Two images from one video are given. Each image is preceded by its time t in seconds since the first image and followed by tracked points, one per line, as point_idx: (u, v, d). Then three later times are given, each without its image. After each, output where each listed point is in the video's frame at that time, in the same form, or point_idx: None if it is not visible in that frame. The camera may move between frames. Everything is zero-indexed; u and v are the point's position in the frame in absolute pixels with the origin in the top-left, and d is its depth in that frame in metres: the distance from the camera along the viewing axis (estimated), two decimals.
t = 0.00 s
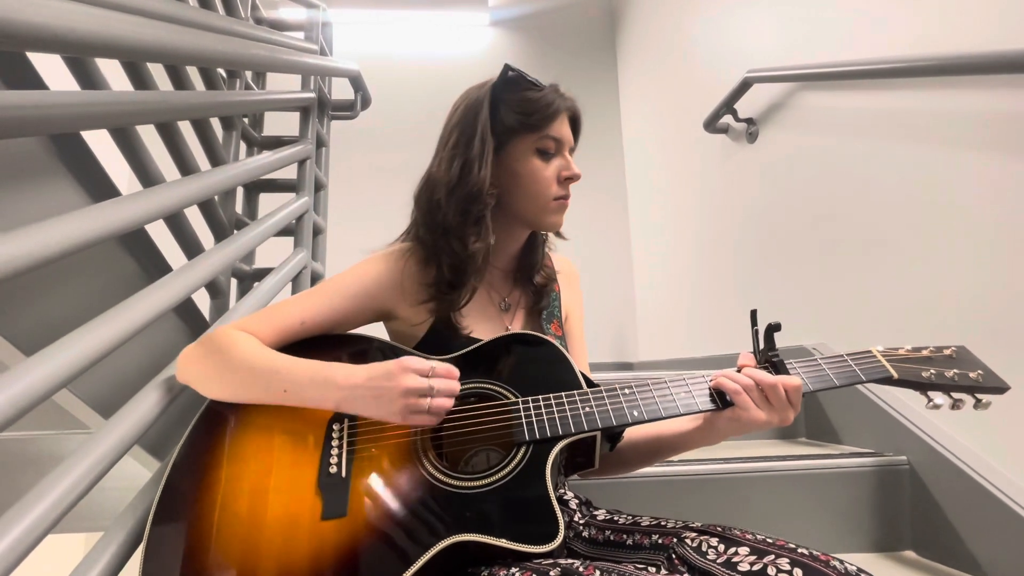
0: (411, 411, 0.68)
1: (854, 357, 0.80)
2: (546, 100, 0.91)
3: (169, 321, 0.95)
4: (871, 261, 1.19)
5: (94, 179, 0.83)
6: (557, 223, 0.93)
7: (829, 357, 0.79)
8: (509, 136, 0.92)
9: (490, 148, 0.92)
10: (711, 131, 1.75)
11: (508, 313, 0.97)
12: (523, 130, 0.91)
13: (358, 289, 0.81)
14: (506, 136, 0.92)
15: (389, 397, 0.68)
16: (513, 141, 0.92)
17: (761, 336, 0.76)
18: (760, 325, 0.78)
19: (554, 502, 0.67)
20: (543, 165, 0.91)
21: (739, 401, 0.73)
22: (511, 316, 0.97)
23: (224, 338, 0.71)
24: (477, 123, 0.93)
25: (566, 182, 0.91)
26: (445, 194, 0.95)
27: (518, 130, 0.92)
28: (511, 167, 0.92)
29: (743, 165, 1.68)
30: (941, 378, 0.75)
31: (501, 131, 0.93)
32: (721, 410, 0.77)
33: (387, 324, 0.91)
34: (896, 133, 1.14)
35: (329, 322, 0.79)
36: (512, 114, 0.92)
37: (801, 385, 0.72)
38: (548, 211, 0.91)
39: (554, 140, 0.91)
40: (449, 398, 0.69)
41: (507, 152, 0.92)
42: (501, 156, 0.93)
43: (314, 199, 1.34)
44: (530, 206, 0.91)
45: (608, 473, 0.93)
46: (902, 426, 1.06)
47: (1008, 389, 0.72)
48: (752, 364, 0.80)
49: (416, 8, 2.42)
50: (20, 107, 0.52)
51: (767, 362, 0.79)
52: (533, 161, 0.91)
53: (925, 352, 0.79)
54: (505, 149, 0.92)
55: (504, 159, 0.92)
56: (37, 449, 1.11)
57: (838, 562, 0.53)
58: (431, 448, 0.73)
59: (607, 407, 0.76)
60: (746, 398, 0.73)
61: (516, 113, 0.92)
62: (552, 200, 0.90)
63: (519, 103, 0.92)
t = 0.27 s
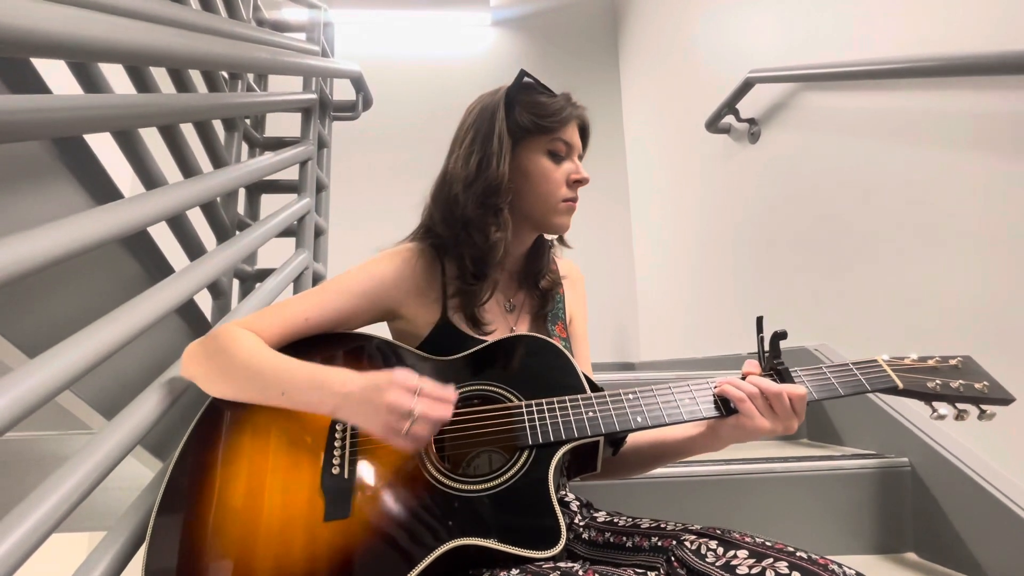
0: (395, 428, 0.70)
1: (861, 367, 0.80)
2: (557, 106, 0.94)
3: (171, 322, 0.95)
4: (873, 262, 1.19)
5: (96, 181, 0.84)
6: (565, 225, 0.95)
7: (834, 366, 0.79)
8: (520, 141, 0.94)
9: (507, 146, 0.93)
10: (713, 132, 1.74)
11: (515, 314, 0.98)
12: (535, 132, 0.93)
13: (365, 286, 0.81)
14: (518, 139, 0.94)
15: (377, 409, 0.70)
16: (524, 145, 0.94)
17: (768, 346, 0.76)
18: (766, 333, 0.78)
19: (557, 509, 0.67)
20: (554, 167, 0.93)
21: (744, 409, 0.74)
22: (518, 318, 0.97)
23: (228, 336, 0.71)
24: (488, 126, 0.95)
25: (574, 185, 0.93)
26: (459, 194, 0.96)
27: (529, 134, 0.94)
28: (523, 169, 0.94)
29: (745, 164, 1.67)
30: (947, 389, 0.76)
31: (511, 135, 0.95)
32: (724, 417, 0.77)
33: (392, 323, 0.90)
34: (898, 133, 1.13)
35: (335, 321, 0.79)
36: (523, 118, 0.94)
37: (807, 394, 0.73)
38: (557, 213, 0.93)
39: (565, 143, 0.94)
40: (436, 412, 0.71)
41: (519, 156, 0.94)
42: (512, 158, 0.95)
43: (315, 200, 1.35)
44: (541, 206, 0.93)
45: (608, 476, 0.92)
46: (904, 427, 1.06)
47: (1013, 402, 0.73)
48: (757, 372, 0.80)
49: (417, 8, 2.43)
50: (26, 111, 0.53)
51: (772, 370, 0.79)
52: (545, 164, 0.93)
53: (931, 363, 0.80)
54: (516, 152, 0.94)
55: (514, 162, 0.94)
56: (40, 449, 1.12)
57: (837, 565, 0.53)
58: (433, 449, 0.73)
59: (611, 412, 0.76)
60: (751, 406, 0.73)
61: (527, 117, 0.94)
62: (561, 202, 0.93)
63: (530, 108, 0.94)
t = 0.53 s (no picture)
0: (400, 434, 0.69)
1: (855, 366, 0.80)
2: (551, 112, 0.95)
3: (175, 322, 0.96)
4: (872, 263, 1.19)
5: (102, 184, 0.85)
6: (562, 227, 0.96)
7: (829, 366, 0.80)
8: (515, 147, 0.95)
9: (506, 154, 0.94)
10: (713, 133, 1.75)
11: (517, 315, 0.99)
12: (530, 137, 0.95)
13: (364, 286, 0.82)
14: (513, 145, 0.96)
15: (374, 415, 0.69)
16: (520, 151, 0.95)
17: (763, 345, 0.76)
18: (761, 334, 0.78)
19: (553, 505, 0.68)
20: (549, 171, 0.94)
21: (738, 410, 0.74)
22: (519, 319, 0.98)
23: (227, 339, 0.72)
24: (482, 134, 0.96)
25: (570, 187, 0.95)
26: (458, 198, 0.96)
27: (524, 141, 0.95)
28: (519, 173, 0.95)
29: (745, 166, 1.68)
30: (941, 389, 0.76)
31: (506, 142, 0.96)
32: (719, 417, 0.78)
33: (391, 325, 0.91)
34: (896, 135, 1.14)
35: (335, 321, 0.80)
36: (517, 125, 0.95)
37: (801, 395, 0.74)
38: (554, 216, 0.95)
39: (558, 147, 0.95)
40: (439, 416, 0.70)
41: (514, 161, 0.95)
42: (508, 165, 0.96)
43: (317, 201, 1.36)
44: (539, 210, 0.94)
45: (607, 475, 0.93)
46: (902, 428, 1.06)
47: (1007, 400, 0.73)
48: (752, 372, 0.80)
49: (419, 9, 2.44)
50: (23, 119, 0.54)
51: (767, 369, 0.79)
52: (541, 168, 0.94)
53: (926, 363, 0.80)
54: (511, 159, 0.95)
55: (510, 168, 0.95)
56: (48, 448, 1.13)
57: (828, 563, 0.53)
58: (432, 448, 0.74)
59: (607, 411, 0.77)
60: (744, 406, 0.74)
61: (521, 124, 0.95)
62: (558, 205, 0.94)
63: (524, 114, 0.95)
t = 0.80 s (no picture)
0: (379, 443, 0.68)
1: (843, 361, 0.81)
2: (532, 115, 0.94)
3: (179, 323, 0.98)
4: (870, 263, 1.20)
5: (108, 187, 0.87)
6: (551, 230, 0.96)
7: (817, 361, 0.81)
8: (498, 154, 0.95)
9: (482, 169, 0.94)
10: (713, 134, 1.76)
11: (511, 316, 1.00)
12: (513, 142, 0.94)
13: (357, 288, 0.84)
14: (497, 151, 0.95)
15: (357, 418, 0.68)
16: (504, 157, 0.95)
17: (752, 341, 0.77)
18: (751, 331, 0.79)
19: (546, 503, 0.69)
20: (534, 175, 0.93)
21: (728, 406, 0.75)
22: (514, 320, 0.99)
23: (224, 341, 0.73)
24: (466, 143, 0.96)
25: (557, 190, 0.94)
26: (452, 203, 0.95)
27: (507, 147, 0.94)
28: (504, 180, 0.95)
29: (745, 167, 1.68)
30: (927, 382, 0.77)
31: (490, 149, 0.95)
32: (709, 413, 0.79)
33: (385, 325, 0.93)
34: (894, 136, 1.14)
35: (332, 321, 0.82)
36: (500, 131, 0.95)
37: (789, 390, 0.74)
38: (542, 220, 0.94)
39: (542, 151, 0.94)
40: (422, 436, 0.68)
41: (498, 168, 0.95)
42: (492, 172, 0.95)
43: (319, 203, 1.37)
44: (525, 215, 0.94)
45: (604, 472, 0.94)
46: (898, 428, 1.07)
47: (993, 392, 0.74)
48: (742, 368, 0.81)
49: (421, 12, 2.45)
50: (29, 124, 0.56)
51: (756, 366, 0.80)
52: (525, 174, 0.93)
53: (913, 357, 0.81)
54: (495, 165, 0.95)
55: (495, 175, 0.95)
56: (55, 447, 1.15)
57: (817, 558, 0.54)
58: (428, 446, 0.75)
59: (599, 408, 0.77)
60: (734, 403, 0.75)
61: (504, 130, 0.94)
62: (546, 208, 0.93)
63: (506, 119, 0.94)
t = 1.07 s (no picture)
0: (368, 407, 0.68)
1: (840, 349, 0.81)
2: (511, 119, 0.91)
3: (183, 325, 0.99)
4: (869, 264, 1.20)
5: (113, 192, 0.88)
6: (541, 233, 0.94)
7: (814, 349, 0.80)
8: (479, 160, 0.93)
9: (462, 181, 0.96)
10: (714, 135, 1.76)
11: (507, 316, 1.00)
12: (495, 148, 0.91)
13: (352, 291, 0.86)
14: (478, 158, 0.93)
15: (350, 390, 0.69)
16: (485, 163, 0.93)
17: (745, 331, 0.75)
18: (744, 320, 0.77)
19: (540, 500, 0.69)
20: (518, 181, 0.91)
21: (721, 397, 0.73)
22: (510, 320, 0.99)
23: (225, 344, 0.75)
24: (446, 154, 0.96)
25: (545, 192, 0.92)
26: (444, 205, 0.96)
27: (488, 153, 0.92)
28: (488, 187, 0.93)
29: (745, 168, 1.68)
30: (927, 365, 0.76)
31: (472, 156, 0.94)
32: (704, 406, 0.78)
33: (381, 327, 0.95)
34: (893, 137, 1.14)
35: (331, 323, 0.85)
36: (481, 137, 0.93)
37: (784, 378, 0.72)
38: (531, 224, 0.93)
39: (526, 154, 0.91)
40: (406, 394, 0.67)
41: (481, 175, 0.93)
42: (476, 180, 0.94)
43: (321, 206, 1.38)
44: (511, 220, 0.93)
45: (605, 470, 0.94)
46: (897, 429, 1.07)
47: (998, 373, 0.72)
48: (737, 359, 0.80)
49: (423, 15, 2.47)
50: (29, 130, 0.57)
51: (751, 355, 0.78)
52: (507, 180, 0.91)
53: (913, 341, 0.80)
54: (478, 172, 0.94)
55: (478, 183, 0.94)
56: (64, 447, 1.17)
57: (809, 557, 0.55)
58: (427, 449, 0.76)
59: (592, 403, 0.77)
60: (728, 394, 0.73)
61: (484, 135, 0.92)
62: (534, 212, 0.92)
63: (486, 124, 0.92)
